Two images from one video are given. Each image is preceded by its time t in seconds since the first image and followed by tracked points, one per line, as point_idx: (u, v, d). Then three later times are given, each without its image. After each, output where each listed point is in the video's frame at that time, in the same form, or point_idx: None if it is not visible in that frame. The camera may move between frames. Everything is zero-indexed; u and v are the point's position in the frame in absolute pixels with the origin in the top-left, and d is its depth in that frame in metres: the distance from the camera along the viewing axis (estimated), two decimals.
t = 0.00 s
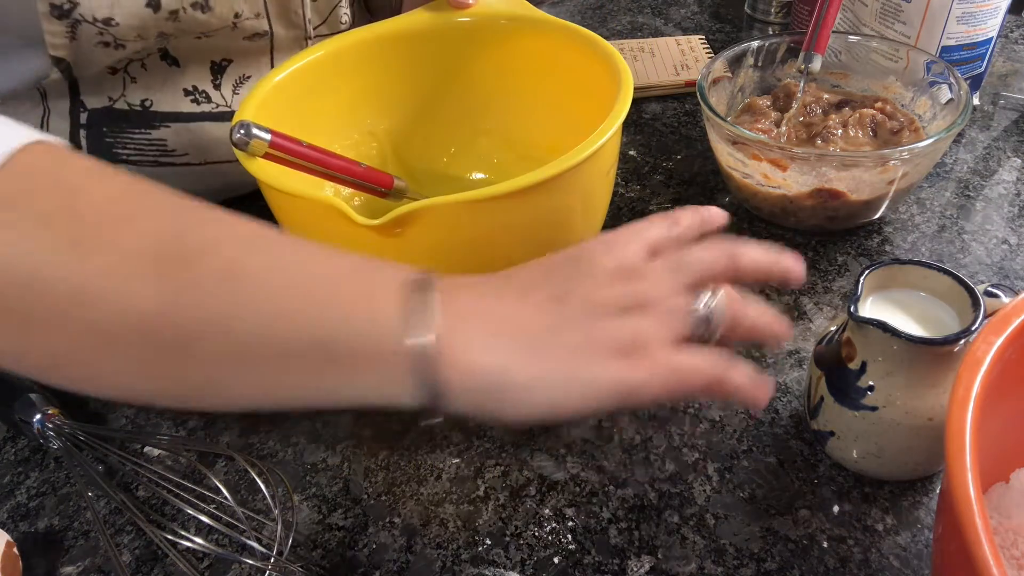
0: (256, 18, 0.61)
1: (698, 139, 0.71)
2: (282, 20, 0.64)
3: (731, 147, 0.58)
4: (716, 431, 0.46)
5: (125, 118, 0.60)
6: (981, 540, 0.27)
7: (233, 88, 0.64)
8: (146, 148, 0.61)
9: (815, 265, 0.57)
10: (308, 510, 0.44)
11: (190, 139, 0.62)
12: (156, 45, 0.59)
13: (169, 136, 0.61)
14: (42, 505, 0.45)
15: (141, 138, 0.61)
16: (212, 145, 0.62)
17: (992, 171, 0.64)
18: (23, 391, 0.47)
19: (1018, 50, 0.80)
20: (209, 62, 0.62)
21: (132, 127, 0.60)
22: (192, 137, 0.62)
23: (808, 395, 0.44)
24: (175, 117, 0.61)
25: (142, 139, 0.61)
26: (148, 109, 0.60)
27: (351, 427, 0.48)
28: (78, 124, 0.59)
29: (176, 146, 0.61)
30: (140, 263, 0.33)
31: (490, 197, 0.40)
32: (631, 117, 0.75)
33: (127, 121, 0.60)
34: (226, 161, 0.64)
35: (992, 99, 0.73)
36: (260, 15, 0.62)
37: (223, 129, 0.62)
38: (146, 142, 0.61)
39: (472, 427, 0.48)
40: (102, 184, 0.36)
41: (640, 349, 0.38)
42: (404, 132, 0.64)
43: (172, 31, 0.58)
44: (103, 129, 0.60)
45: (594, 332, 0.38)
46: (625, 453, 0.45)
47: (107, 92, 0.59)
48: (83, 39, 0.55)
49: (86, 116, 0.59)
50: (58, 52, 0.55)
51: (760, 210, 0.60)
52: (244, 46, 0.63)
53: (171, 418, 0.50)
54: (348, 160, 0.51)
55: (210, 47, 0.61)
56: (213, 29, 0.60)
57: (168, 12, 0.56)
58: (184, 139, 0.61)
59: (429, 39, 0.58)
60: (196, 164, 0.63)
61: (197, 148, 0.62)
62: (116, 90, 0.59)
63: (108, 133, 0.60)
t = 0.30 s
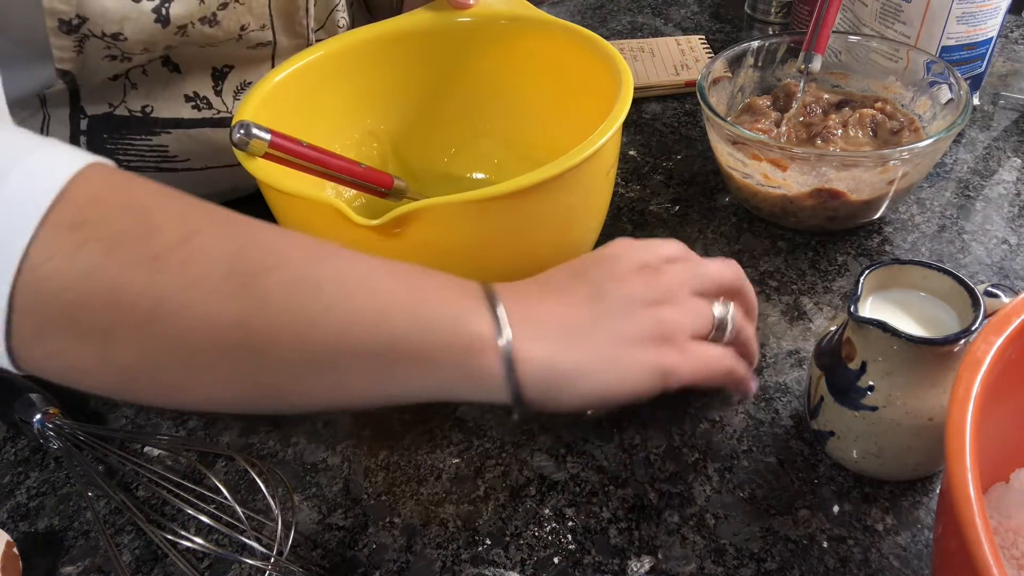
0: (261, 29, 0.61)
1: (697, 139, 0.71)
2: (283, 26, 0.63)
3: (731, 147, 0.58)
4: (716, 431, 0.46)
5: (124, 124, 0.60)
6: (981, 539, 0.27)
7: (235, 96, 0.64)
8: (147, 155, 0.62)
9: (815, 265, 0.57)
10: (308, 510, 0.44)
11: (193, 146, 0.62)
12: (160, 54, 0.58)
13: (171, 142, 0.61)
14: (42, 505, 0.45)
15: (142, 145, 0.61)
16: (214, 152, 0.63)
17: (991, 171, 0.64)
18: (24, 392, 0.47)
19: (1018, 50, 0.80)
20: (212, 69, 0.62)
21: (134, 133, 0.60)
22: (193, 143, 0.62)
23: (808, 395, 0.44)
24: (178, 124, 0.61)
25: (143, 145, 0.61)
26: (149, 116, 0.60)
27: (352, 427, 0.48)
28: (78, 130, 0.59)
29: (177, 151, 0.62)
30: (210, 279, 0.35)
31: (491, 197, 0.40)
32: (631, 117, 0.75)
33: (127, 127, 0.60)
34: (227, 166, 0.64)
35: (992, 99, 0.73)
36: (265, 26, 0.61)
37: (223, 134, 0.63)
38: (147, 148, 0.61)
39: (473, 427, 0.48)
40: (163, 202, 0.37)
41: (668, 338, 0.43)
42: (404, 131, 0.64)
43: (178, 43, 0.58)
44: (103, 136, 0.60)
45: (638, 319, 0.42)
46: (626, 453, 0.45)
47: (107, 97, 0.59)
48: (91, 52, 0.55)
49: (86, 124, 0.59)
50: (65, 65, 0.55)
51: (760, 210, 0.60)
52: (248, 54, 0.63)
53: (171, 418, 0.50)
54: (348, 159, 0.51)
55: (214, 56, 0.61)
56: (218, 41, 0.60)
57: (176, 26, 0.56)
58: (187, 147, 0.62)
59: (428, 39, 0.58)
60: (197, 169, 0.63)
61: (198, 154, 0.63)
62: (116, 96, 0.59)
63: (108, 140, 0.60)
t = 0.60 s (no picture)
0: (257, 22, 0.61)
1: (698, 139, 0.71)
2: (282, 22, 0.62)
3: (731, 147, 0.58)
4: (716, 431, 0.46)
5: (126, 120, 0.60)
6: (981, 539, 0.27)
7: (235, 93, 0.64)
8: (147, 151, 0.61)
9: (815, 265, 0.57)
10: (308, 510, 0.44)
11: (193, 143, 0.61)
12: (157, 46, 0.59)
13: (171, 139, 0.61)
14: (42, 505, 0.45)
15: (142, 140, 0.60)
16: (214, 150, 0.62)
17: (991, 171, 0.64)
18: (23, 391, 0.46)
19: (1018, 50, 0.80)
20: (211, 65, 0.62)
21: (134, 129, 0.60)
22: (194, 141, 0.61)
23: (808, 395, 0.44)
24: (179, 121, 0.61)
25: (143, 141, 0.60)
26: (149, 112, 0.60)
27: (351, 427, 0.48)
28: (79, 126, 0.59)
29: (178, 149, 0.61)
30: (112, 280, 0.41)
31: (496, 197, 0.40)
32: (631, 117, 0.75)
33: (129, 124, 0.60)
34: (227, 165, 0.64)
35: (992, 99, 0.73)
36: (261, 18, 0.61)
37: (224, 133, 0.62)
38: (147, 144, 0.61)
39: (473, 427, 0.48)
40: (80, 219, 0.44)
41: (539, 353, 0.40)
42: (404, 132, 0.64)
43: (173, 33, 0.58)
44: (104, 130, 0.59)
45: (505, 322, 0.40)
46: (626, 453, 0.45)
47: (108, 93, 0.59)
48: (84, 40, 0.55)
49: (88, 119, 0.59)
50: (58, 55, 0.55)
51: (760, 210, 0.60)
52: (247, 50, 0.63)
53: (171, 419, 0.50)
54: (349, 160, 0.51)
55: (213, 52, 0.61)
56: (213, 32, 0.60)
57: (168, 12, 0.57)
58: (187, 143, 0.61)
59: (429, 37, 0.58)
60: (197, 167, 0.62)
61: (198, 151, 0.62)
62: (118, 92, 0.60)
63: (109, 135, 0.60)
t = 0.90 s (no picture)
0: (248, 12, 0.60)
1: (698, 139, 0.71)
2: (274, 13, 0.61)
3: (731, 147, 0.58)
4: (716, 431, 0.46)
5: (122, 111, 0.60)
6: (980, 540, 0.27)
7: (231, 86, 0.63)
8: (143, 142, 0.61)
9: (815, 265, 0.57)
10: (308, 510, 0.44)
11: (188, 135, 0.61)
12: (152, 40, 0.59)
13: (166, 130, 0.61)
14: (42, 505, 0.45)
15: (138, 132, 0.60)
16: (208, 141, 0.62)
17: (991, 171, 0.64)
18: (23, 392, 0.47)
19: (1018, 50, 0.80)
20: (208, 58, 0.62)
21: (129, 121, 0.60)
22: (189, 133, 0.61)
23: (808, 395, 0.44)
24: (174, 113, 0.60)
25: (139, 133, 0.60)
26: (145, 104, 0.60)
27: (351, 426, 0.48)
28: (78, 116, 0.59)
29: (173, 141, 0.61)
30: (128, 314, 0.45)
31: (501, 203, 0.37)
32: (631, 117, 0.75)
33: (125, 115, 0.60)
34: (223, 158, 0.63)
35: (992, 99, 0.73)
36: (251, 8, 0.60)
37: (218, 126, 0.62)
38: (143, 136, 0.60)
39: (473, 427, 0.48)
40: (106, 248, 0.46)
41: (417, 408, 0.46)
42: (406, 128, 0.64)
43: (162, 25, 0.57)
44: (101, 121, 0.60)
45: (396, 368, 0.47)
46: (626, 453, 0.45)
47: (106, 85, 0.60)
48: (72, 35, 0.55)
49: (86, 108, 0.59)
50: (50, 49, 0.56)
51: (760, 210, 0.60)
52: (240, 42, 0.62)
53: (171, 418, 0.50)
54: (350, 156, 0.50)
55: (208, 45, 0.61)
56: (203, 24, 0.58)
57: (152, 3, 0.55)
58: (182, 135, 0.61)
59: (435, 36, 0.58)
60: (194, 158, 0.62)
61: (194, 144, 0.62)
62: (117, 84, 0.60)
63: (105, 126, 0.60)
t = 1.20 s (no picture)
0: (238, 3, 0.59)
1: (697, 139, 0.71)
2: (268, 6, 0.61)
3: (731, 147, 0.58)
4: (716, 431, 0.46)
5: (121, 106, 0.60)
6: (982, 539, 0.27)
7: (228, 80, 0.62)
8: (141, 137, 0.61)
9: (815, 265, 0.57)
10: (308, 510, 0.44)
11: (186, 130, 0.61)
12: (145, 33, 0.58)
13: (164, 125, 0.61)
14: (42, 505, 0.45)
15: (137, 127, 0.60)
16: (205, 135, 0.62)
17: (992, 171, 0.64)
18: (23, 393, 0.48)
19: (1018, 50, 0.80)
20: (204, 53, 0.61)
21: (127, 115, 0.60)
22: (187, 127, 0.61)
23: (808, 395, 0.44)
24: (170, 107, 0.60)
25: (138, 128, 0.60)
26: (144, 98, 0.60)
27: (351, 426, 0.48)
28: (78, 111, 0.59)
29: (171, 135, 0.61)
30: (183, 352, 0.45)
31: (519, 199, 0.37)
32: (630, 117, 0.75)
33: (124, 110, 0.60)
34: (221, 153, 0.64)
35: (992, 99, 0.73)
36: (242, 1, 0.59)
37: (215, 120, 0.62)
38: (141, 130, 0.60)
39: (473, 427, 0.48)
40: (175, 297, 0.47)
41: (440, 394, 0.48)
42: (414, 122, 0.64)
43: (151, 16, 0.56)
44: (99, 116, 0.59)
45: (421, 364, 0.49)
46: (627, 454, 0.45)
47: (105, 80, 0.59)
48: (61, 26, 0.54)
49: (86, 103, 0.59)
50: (41, 43, 0.55)
51: (760, 210, 0.60)
52: (233, 36, 0.61)
53: (171, 418, 0.50)
54: (362, 138, 0.48)
55: (202, 38, 0.60)
56: (193, 16, 0.58)
57: None
58: (179, 129, 0.61)
59: (447, 32, 0.57)
60: (191, 152, 0.62)
61: (192, 138, 0.62)
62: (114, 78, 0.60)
63: (104, 121, 0.59)
